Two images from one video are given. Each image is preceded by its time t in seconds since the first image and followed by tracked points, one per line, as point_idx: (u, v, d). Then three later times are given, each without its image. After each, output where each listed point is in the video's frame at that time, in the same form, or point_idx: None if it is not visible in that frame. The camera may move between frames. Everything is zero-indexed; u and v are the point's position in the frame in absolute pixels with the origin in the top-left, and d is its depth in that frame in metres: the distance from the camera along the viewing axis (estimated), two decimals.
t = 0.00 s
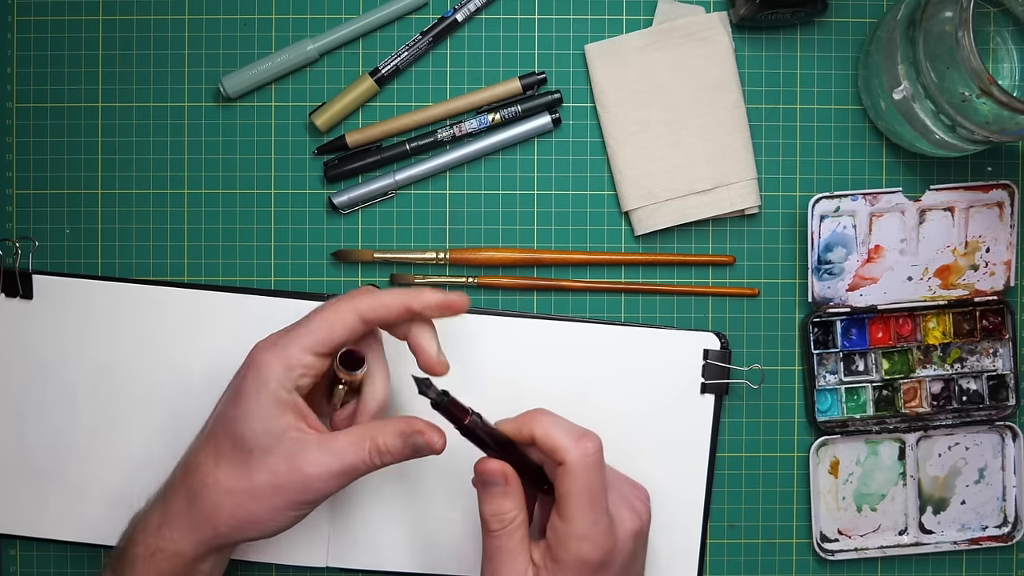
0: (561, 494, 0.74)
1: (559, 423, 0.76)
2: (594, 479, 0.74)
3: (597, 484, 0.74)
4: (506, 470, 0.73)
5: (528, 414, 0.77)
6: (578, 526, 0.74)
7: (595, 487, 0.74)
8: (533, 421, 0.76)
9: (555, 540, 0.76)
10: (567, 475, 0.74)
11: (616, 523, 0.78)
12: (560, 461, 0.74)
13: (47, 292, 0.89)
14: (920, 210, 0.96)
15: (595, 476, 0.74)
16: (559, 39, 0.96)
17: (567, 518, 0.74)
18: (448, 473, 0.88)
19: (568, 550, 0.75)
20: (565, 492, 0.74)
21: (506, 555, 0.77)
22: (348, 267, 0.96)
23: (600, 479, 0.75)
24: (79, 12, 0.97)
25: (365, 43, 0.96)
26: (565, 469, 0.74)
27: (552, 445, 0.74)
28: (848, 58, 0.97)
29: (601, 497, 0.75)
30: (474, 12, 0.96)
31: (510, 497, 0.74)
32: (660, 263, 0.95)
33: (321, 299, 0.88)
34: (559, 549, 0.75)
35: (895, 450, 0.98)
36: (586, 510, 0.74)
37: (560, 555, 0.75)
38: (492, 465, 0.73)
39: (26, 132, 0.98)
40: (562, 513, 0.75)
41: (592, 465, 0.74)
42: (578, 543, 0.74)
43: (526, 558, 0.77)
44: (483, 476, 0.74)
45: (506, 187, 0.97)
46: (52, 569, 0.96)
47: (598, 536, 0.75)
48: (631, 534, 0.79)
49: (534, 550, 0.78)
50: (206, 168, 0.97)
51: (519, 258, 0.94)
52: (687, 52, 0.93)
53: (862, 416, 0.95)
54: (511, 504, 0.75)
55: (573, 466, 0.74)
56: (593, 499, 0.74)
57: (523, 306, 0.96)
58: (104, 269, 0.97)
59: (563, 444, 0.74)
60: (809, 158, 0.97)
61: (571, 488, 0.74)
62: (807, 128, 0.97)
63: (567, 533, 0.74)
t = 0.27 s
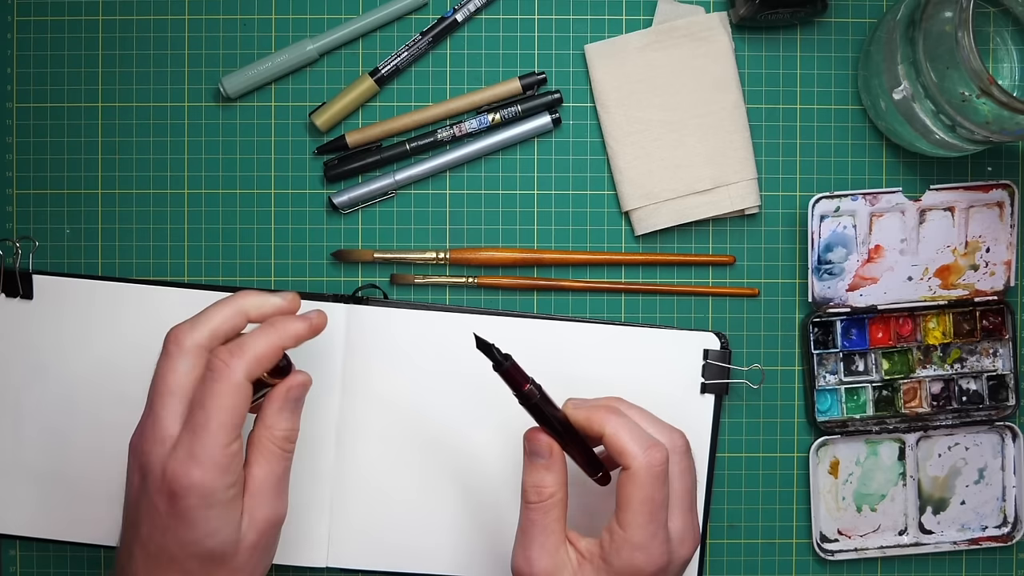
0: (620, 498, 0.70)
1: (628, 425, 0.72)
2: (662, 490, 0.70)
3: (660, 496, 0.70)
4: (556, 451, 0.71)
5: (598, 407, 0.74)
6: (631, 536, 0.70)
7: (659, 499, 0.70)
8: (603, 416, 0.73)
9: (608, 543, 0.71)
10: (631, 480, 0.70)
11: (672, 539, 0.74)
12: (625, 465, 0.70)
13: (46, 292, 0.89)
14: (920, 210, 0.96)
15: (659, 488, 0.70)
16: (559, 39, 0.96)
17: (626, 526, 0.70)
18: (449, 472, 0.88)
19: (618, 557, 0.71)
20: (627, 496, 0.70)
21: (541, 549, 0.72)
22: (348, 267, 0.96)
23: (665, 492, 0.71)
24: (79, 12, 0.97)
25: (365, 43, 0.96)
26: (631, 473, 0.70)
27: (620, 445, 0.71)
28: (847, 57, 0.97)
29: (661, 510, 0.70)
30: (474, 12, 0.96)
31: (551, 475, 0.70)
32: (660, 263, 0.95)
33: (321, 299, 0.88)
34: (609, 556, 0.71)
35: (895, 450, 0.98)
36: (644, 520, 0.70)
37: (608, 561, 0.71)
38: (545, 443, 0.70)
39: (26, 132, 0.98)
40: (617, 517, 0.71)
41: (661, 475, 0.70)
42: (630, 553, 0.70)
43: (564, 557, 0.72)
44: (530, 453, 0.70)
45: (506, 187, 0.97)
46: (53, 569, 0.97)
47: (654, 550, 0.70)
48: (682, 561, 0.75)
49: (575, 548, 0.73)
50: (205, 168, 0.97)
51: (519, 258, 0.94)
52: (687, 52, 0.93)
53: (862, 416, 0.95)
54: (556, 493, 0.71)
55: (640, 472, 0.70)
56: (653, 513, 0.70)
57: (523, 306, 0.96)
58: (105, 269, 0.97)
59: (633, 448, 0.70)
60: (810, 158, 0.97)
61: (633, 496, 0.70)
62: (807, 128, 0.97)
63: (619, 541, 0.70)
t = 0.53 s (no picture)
0: (631, 496, 0.71)
1: (632, 422, 0.72)
2: (672, 486, 0.71)
3: (670, 491, 0.71)
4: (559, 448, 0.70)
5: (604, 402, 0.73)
6: (644, 534, 0.70)
7: (669, 495, 0.70)
8: (610, 414, 0.72)
9: (623, 540, 0.72)
10: (642, 478, 0.70)
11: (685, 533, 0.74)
12: (632, 464, 0.70)
13: (46, 292, 0.89)
14: (920, 210, 0.96)
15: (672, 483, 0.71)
16: (559, 39, 0.96)
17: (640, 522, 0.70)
18: (447, 471, 0.88)
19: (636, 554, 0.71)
20: (637, 492, 0.70)
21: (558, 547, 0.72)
22: (348, 267, 0.96)
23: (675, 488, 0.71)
24: (79, 12, 0.97)
25: (365, 43, 0.96)
26: (638, 468, 0.70)
27: (624, 444, 0.70)
28: (847, 58, 0.97)
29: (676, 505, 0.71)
30: (474, 12, 0.96)
31: (557, 465, 0.70)
32: (660, 263, 0.95)
33: (321, 299, 0.88)
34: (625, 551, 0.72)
35: (895, 450, 0.98)
36: (658, 514, 0.70)
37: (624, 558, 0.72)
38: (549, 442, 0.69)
39: (26, 132, 0.98)
40: (630, 514, 0.71)
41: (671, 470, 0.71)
42: (645, 551, 0.70)
43: (580, 555, 0.72)
44: (534, 446, 0.70)
45: (506, 187, 0.97)
46: (52, 569, 0.97)
47: (668, 547, 0.70)
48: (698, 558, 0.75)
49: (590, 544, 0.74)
50: (205, 168, 0.97)
51: (519, 258, 0.94)
52: (687, 53, 0.93)
53: (862, 416, 0.95)
54: (569, 492, 0.71)
55: (648, 471, 0.70)
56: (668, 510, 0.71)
57: (523, 306, 0.96)
58: (105, 269, 0.97)
59: (639, 447, 0.70)
60: (809, 158, 0.97)
61: (643, 493, 0.70)
62: (807, 128, 0.97)
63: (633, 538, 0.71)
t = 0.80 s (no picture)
0: (621, 485, 0.67)
1: (621, 413, 0.69)
2: (662, 474, 0.67)
3: (660, 479, 0.67)
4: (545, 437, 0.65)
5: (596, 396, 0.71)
6: (632, 522, 0.67)
7: (660, 484, 0.67)
8: (599, 406, 0.69)
9: (611, 529, 0.69)
10: (631, 466, 0.66)
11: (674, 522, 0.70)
12: (622, 453, 0.67)
13: (46, 292, 0.89)
14: (920, 210, 0.96)
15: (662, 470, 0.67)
16: (559, 39, 0.96)
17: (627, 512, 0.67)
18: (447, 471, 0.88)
19: (624, 545, 0.67)
20: (626, 481, 0.67)
21: (546, 537, 0.68)
22: (348, 267, 0.96)
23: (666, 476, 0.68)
24: (79, 12, 0.97)
25: (365, 43, 0.96)
26: (628, 457, 0.67)
27: (614, 433, 0.68)
28: (847, 58, 0.97)
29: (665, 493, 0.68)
30: (474, 12, 0.96)
31: (539, 456, 0.65)
32: (660, 263, 0.95)
33: (321, 299, 0.88)
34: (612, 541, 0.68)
35: (895, 450, 0.98)
36: (647, 503, 0.67)
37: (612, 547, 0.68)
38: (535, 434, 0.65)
39: (26, 132, 0.98)
40: (618, 503, 0.68)
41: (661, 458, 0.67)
42: (634, 541, 0.67)
43: (569, 546, 0.68)
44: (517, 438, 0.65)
45: (506, 187, 0.97)
46: (53, 569, 0.97)
47: (657, 537, 0.67)
48: (686, 550, 0.71)
49: (579, 534, 0.70)
50: (205, 168, 0.97)
51: (519, 259, 0.94)
52: (687, 52, 0.93)
53: (862, 416, 0.95)
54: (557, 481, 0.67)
55: (638, 459, 0.66)
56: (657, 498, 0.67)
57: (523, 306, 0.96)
58: (105, 269, 0.97)
59: (628, 435, 0.67)
60: (810, 158, 0.97)
61: (633, 482, 0.67)
62: (807, 128, 0.97)
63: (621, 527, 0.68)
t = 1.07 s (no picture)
0: (622, 484, 0.67)
1: (624, 413, 0.69)
2: (664, 473, 0.67)
3: (661, 478, 0.67)
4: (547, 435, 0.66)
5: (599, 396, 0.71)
6: (632, 521, 0.67)
7: (661, 483, 0.67)
8: (602, 405, 0.70)
9: (612, 528, 0.69)
10: (632, 464, 0.67)
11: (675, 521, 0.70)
12: (623, 452, 0.67)
13: (46, 292, 0.89)
14: (920, 210, 0.96)
15: (663, 469, 0.68)
16: (559, 39, 0.96)
17: (627, 511, 0.67)
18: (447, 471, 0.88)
19: (624, 544, 0.67)
20: (628, 480, 0.67)
21: (547, 535, 0.68)
22: (348, 267, 0.96)
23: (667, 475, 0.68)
24: (79, 12, 0.97)
25: (365, 43, 0.96)
26: (629, 455, 0.67)
27: (616, 432, 0.68)
28: (847, 57, 0.97)
29: (666, 492, 0.68)
30: (474, 12, 0.96)
31: (540, 455, 0.66)
32: (660, 263, 0.95)
33: (321, 299, 0.88)
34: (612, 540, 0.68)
35: (895, 450, 0.98)
36: (647, 501, 0.67)
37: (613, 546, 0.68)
38: (536, 432, 0.66)
39: (26, 132, 0.98)
40: (619, 502, 0.68)
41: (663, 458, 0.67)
42: (634, 540, 0.67)
43: (569, 544, 0.69)
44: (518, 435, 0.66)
45: (506, 187, 0.97)
46: (53, 569, 0.97)
47: (657, 535, 0.67)
48: (687, 550, 0.71)
49: (580, 533, 0.70)
50: (205, 168, 0.97)
51: (519, 258, 0.94)
52: (687, 52, 0.93)
53: (862, 416, 0.95)
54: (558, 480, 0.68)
55: (639, 457, 0.67)
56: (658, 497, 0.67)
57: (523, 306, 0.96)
58: (105, 269, 0.97)
59: (630, 434, 0.67)
60: (810, 158, 0.97)
61: (634, 481, 0.67)
62: (807, 128, 0.97)
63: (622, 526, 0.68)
